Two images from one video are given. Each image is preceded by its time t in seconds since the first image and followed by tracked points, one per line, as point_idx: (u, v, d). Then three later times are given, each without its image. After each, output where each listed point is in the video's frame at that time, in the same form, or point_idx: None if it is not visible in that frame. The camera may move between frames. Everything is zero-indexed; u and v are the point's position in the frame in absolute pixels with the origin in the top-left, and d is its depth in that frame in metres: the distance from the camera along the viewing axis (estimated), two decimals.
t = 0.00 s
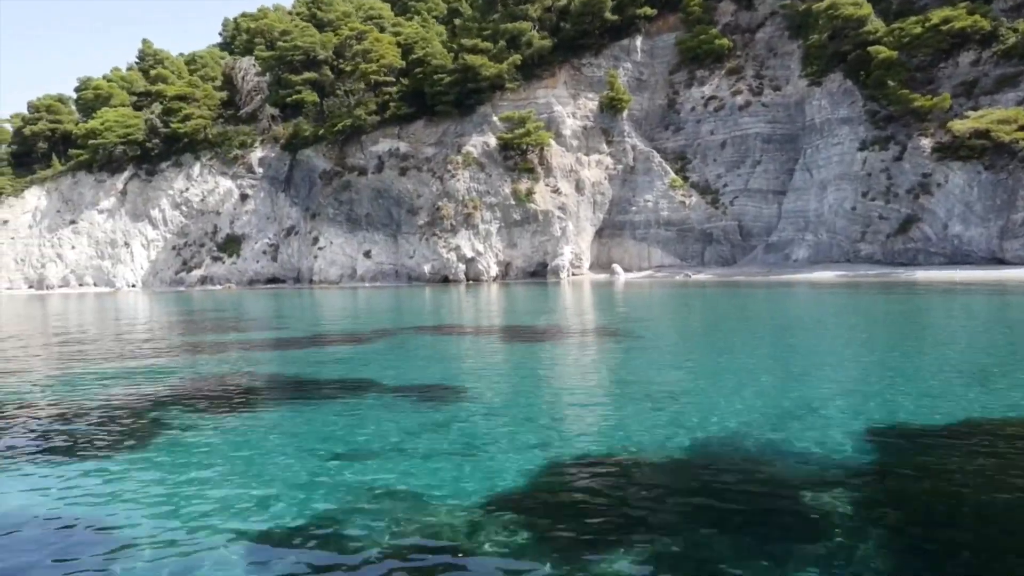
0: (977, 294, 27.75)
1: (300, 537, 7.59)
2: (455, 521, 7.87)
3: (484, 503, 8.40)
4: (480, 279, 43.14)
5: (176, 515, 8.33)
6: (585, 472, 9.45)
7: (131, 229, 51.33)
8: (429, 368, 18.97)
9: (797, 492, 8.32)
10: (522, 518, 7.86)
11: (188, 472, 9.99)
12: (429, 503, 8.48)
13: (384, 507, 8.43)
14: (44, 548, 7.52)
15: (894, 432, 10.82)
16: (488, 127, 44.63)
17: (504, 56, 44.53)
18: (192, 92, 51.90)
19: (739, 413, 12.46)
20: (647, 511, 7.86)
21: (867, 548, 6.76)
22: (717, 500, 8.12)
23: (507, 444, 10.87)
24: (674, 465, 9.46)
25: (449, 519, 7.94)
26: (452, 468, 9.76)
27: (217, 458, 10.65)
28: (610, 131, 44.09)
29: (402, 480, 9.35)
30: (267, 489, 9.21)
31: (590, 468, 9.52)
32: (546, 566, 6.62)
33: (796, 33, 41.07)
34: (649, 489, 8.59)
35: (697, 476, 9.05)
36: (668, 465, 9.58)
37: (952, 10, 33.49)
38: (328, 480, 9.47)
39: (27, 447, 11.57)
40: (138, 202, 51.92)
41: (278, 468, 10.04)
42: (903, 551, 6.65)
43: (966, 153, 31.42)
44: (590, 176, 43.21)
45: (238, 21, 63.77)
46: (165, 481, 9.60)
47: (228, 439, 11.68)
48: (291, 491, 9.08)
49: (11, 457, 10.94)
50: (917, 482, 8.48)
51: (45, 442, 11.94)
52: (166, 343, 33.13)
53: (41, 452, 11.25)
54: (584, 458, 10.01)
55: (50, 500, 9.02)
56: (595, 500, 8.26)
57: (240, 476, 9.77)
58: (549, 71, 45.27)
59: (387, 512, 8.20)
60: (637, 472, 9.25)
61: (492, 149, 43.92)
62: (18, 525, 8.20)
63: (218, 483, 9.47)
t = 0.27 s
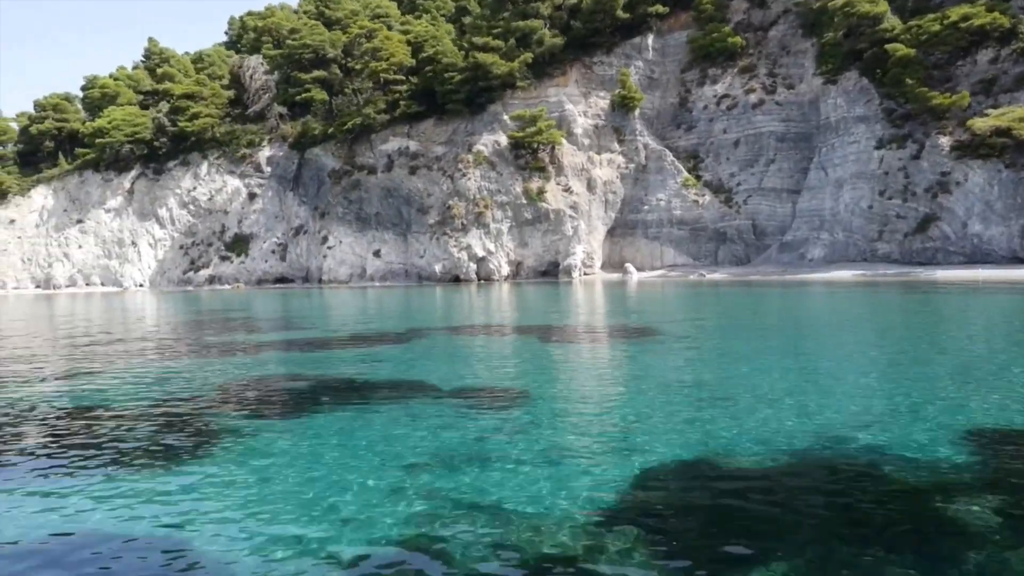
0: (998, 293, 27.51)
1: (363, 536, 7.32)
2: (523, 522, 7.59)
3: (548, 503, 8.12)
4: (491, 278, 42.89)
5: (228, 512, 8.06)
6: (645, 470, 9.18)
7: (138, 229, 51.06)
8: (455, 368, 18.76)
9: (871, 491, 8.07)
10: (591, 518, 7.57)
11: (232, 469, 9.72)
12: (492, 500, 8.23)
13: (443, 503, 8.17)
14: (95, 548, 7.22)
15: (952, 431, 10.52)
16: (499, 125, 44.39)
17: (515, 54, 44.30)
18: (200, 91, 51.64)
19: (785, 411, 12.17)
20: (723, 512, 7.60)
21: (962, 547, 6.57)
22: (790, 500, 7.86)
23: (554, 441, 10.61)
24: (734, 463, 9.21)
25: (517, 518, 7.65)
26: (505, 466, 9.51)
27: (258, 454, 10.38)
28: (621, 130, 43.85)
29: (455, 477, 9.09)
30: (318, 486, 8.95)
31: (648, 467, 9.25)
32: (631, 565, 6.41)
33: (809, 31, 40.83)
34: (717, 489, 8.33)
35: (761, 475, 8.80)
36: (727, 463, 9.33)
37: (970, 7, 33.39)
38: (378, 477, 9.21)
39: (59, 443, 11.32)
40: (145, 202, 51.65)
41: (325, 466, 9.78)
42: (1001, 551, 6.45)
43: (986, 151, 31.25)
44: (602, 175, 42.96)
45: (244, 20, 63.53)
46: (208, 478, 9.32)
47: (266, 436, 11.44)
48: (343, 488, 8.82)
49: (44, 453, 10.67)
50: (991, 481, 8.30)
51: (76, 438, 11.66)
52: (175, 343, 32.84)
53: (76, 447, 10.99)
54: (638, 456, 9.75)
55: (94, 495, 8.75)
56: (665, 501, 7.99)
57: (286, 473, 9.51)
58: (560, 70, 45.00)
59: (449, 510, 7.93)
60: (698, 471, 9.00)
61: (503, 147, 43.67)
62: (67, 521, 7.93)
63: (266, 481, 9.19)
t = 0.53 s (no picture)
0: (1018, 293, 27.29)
1: (430, 548, 7.10)
2: (593, 533, 7.38)
3: (613, 512, 7.91)
4: (502, 278, 42.64)
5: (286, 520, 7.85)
6: (705, 478, 8.98)
7: (146, 228, 50.79)
8: (481, 368, 18.53)
9: (945, 501, 7.88)
10: (662, 531, 7.36)
11: (279, 473, 9.50)
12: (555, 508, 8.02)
13: (506, 512, 7.96)
14: (158, 558, 7.04)
15: (1006, 437, 10.34)
16: (510, 124, 44.13)
17: (527, 52, 44.05)
18: (208, 89, 51.34)
19: (833, 416, 11.93)
20: (798, 523, 7.40)
21: None
22: (863, 510, 7.67)
23: (604, 445, 10.39)
24: (795, 470, 9.04)
25: (587, 529, 7.44)
26: (560, 470, 9.30)
27: (302, 458, 10.16)
28: (633, 129, 43.59)
29: (511, 483, 8.88)
30: (372, 493, 8.75)
31: (708, 474, 9.05)
32: None
33: (823, 29, 40.55)
34: (786, 498, 8.13)
35: (827, 483, 8.60)
36: (788, 470, 9.13)
37: (989, 5, 33.19)
38: (431, 484, 8.99)
39: (94, 445, 11.07)
40: (153, 201, 51.39)
41: (374, 471, 9.57)
42: None
43: (1006, 150, 31.09)
44: (613, 174, 42.71)
45: (250, 18, 63.26)
46: (256, 483, 9.09)
47: (305, 439, 11.21)
48: (398, 495, 8.61)
49: (82, 457, 10.43)
50: None
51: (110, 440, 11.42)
52: (186, 343, 32.57)
53: (113, 450, 10.75)
54: (694, 462, 9.54)
55: (142, 501, 8.52)
56: (734, 511, 7.79)
57: (336, 479, 9.29)
58: (571, 68, 44.73)
59: (514, 521, 7.72)
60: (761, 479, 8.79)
61: (514, 146, 43.42)
62: (120, 528, 7.72)
63: (317, 487, 8.98)
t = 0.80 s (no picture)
0: None
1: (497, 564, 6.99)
2: (658, 549, 7.23)
3: (674, 525, 7.77)
4: (512, 278, 42.43)
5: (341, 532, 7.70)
6: (760, 490, 8.83)
7: (152, 227, 50.55)
8: (503, 368, 18.31)
9: (1013, 514, 7.76)
10: (729, 546, 7.26)
11: (324, 481, 9.34)
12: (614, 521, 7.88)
13: (565, 526, 7.81)
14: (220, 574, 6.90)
15: None
16: (519, 123, 43.90)
17: (536, 51, 43.83)
18: (214, 88, 51.07)
19: (875, 421, 11.77)
20: (868, 539, 7.26)
21: None
22: (933, 524, 7.57)
23: (650, 451, 10.24)
24: (850, 481, 8.95)
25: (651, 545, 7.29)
26: (610, 480, 9.15)
27: (343, 464, 10.03)
28: (643, 128, 43.36)
29: (564, 493, 8.73)
30: (422, 503, 8.59)
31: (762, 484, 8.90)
32: None
33: (835, 28, 40.32)
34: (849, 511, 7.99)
35: (886, 495, 8.48)
36: (843, 481, 8.98)
37: (1005, 3, 33.07)
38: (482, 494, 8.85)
39: (128, 449, 10.88)
40: (159, 200, 51.15)
41: (420, 479, 9.41)
42: None
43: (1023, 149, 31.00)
44: (623, 173, 42.48)
45: (255, 17, 62.97)
46: (303, 491, 8.92)
47: (342, 444, 11.03)
48: (450, 505, 8.49)
49: (117, 462, 10.25)
50: None
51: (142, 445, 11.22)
52: (194, 343, 32.28)
53: (148, 455, 10.56)
54: (745, 472, 9.40)
55: (189, 510, 8.35)
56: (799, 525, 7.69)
57: (383, 488, 9.13)
58: (581, 67, 44.53)
59: (574, 535, 7.58)
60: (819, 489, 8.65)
61: (523, 145, 43.18)
62: (172, 541, 7.55)
63: (365, 496, 8.82)
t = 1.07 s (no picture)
0: None
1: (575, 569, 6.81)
2: (737, 553, 7.05)
3: (747, 528, 7.60)
4: (523, 277, 42.16)
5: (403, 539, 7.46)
6: (825, 491, 8.67)
7: (159, 227, 50.28)
8: (530, 367, 18.07)
9: None
10: (810, 549, 7.10)
11: (374, 485, 9.11)
12: (682, 527, 7.66)
13: (633, 532, 7.59)
14: None
15: None
16: (530, 122, 43.65)
17: (548, 49, 43.59)
18: (222, 87, 50.77)
19: (926, 421, 11.53)
20: (950, 545, 7.06)
21: None
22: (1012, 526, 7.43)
23: (703, 453, 10.04)
24: (917, 482, 8.79)
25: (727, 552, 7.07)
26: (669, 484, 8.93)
27: (392, 467, 9.85)
28: (655, 127, 43.11)
29: (625, 497, 8.50)
30: (480, 507, 8.37)
31: (826, 487, 8.68)
32: None
33: (849, 26, 40.09)
34: (924, 517, 7.77)
35: (957, 500, 8.25)
36: (909, 485, 8.76)
37: None
38: (539, 498, 8.62)
39: (165, 451, 10.63)
40: (166, 199, 50.88)
41: (472, 483, 9.18)
42: None
43: None
44: (635, 172, 42.21)
45: (261, 16, 62.70)
46: (355, 495, 8.70)
47: (384, 446, 10.79)
48: (512, 508, 8.31)
49: (157, 464, 10.01)
50: None
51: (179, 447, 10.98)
52: (206, 343, 31.97)
53: (188, 457, 10.31)
54: (804, 474, 9.19)
55: (241, 514, 8.11)
56: (876, 527, 7.53)
57: (436, 492, 8.90)
58: (592, 65, 44.30)
59: (644, 541, 7.36)
60: (886, 493, 8.43)
61: (535, 144, 42.94)
62: (229, 546, 7.32)
63: (419, 500, 8.59)
